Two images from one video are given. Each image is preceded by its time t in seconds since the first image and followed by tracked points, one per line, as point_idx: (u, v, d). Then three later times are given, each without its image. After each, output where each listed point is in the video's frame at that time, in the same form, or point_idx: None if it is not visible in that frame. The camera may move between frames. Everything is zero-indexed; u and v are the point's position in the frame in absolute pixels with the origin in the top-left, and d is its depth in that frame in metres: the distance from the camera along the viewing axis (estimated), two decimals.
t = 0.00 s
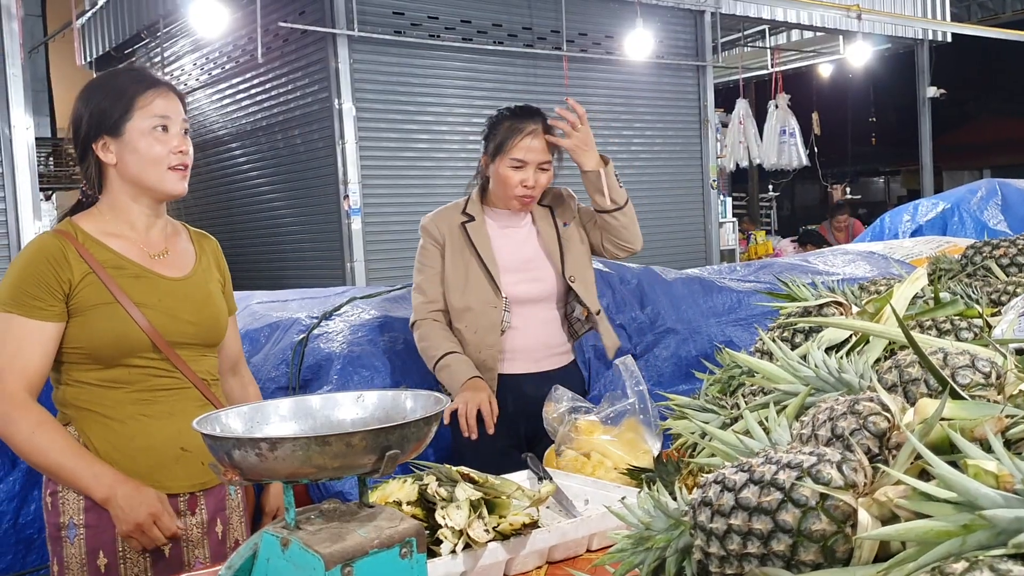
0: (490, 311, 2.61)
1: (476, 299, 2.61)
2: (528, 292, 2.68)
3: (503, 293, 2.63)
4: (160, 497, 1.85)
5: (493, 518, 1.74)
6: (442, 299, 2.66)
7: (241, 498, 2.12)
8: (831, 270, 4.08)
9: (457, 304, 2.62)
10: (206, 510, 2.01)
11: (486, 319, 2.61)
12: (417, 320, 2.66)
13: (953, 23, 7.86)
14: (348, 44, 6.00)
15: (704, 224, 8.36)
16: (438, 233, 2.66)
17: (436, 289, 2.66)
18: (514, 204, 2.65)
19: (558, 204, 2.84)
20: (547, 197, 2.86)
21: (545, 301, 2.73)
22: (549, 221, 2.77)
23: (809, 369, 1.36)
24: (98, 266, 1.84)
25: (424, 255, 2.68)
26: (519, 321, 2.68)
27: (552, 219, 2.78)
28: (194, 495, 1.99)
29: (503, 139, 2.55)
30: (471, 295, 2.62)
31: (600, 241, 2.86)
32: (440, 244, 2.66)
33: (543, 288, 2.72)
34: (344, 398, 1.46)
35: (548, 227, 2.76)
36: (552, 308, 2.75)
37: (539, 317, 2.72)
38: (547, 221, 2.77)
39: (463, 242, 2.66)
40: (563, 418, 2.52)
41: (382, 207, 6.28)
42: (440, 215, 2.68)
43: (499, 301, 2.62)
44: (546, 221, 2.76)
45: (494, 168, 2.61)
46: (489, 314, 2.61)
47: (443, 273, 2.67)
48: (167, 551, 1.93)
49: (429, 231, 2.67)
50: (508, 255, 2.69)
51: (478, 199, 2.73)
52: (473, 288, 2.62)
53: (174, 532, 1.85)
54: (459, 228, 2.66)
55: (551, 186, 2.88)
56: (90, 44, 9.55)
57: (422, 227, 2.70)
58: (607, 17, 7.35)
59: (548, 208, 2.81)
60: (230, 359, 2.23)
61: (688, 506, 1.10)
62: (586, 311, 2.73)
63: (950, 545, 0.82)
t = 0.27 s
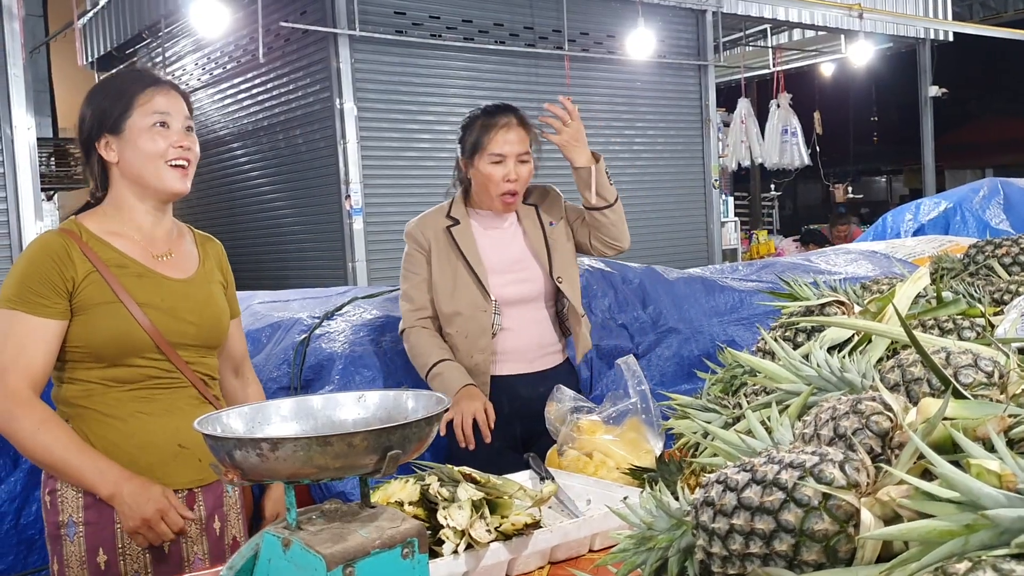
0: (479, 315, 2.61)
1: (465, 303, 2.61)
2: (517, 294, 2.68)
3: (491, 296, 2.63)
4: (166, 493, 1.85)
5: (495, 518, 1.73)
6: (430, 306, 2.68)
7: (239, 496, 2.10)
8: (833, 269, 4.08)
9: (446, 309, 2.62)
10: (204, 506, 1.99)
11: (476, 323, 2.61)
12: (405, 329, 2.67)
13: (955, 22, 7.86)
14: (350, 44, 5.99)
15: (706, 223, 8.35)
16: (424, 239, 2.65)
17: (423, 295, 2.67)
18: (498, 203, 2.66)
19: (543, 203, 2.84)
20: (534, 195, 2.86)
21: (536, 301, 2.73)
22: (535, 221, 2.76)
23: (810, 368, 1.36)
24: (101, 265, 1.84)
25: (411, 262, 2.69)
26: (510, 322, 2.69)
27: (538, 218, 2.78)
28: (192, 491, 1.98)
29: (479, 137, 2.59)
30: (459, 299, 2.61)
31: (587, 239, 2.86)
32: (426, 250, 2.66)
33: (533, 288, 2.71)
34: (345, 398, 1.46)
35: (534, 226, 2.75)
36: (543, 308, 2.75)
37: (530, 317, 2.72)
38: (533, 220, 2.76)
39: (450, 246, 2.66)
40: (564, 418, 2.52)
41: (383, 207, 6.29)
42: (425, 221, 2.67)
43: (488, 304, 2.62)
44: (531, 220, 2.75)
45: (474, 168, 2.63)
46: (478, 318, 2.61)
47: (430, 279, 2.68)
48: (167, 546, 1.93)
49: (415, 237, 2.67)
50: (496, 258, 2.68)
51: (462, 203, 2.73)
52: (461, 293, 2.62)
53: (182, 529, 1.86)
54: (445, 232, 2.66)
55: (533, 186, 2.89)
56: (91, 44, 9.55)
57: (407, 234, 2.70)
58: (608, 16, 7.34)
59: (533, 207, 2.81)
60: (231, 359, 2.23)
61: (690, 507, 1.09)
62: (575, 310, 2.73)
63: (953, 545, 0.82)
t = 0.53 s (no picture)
0: (473, 317, 2.61)
1: (458, 305, 2.61)
2: (510, 291, 2.68)
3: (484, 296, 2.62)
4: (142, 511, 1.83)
5: (499, 517, 1.73)
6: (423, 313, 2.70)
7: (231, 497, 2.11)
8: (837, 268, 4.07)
9: (440, 314, 2.63)
10: (194, 510, 1.99)
11: (471, 325, 2.61)
12: (400, 337, 2.68)
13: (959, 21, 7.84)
14: (353, 44, 5.99)
15: (709, 223, 8.34)
16: (413, 246, 2.67)
17: (416, 303, 2.70)
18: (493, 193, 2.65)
19: (527, 197, 2.84)
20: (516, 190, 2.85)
21: (529, 297, 2.72)
22: (522, 216, 2.76)
23: (816, 367, 1.36)
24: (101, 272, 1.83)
25: (402, 270, 2.71)
26: (507, 321, 2.68)
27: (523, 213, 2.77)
28: (181, 498, 1.97)
29: (466, 130, 2.61)
30: (452, 302, 2.62)
31: (575, 224, 2.85)
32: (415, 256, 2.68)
33: (525, 285, 2.71)
34: (350, 397, 1.46)
35: (521, 221, 2.75)
36: (538, 303, 2.74)
37: (526, 314, 2.71)
38: (520, 216, 2.76)
39: (439, 250, 2.67)
40: (568, 417, 2.52)
41: (387, 206, 6.29)
42: (413, 227, 2.69)
43: (481, 304, 2.62)
44: (517, 215, 2.75)
45: (466, 163, 2.62)
46: (473, 319, 2.60)
47: (421, 285, 2.70)
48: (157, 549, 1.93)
49: (404, 244, 2.69)
50: (486, 257, 2.68)
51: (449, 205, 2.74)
52: (454, 295, 2.62)
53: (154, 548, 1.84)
54: (433, 236, 2.67)
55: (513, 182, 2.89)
56: (95, 44, 9.55)
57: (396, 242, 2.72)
58: (611, 15, 7.34)
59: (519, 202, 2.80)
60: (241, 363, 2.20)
61: (696, 506, 1.09)
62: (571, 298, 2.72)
63: (960, 544, 0.82)
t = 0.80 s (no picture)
0: (461, 317, 2.61)
1: (445, 307, 2.62)
2: (496, 290, 2.68)
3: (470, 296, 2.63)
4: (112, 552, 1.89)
5: (502, 517, 1.73)
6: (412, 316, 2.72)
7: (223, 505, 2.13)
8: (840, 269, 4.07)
9: (428, 317, 2.64)
10: (184, 521, 2.03)
11: (458, 325, 2.61)
12: (390, 341, 2.71)
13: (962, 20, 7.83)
14: (355, 44, 5.99)
15: (712, 223, 8.33)
16: (400, 251, 2.69)
17: (405, 307, 2.72)
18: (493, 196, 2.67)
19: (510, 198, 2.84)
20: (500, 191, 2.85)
21: (517, 296, 2.72)
22: (506, 214, 2.76)
23: (819, 367, 1.36)
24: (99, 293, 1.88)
25: (390, 275, 2.73)
26: (495, 321, 2.67)
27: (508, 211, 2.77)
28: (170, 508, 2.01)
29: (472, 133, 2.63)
30: (440, 304, 2.63)
31: (556, 220, 2.81)
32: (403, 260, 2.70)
33: (512, 283, 2.71)
34: (354, 397, 1.46)
35: (505, 219, 2.75)
36: (527, 302, 2.74)
37: (515, 312, 2.71)
38: (504, 214, 2.76)
39: (425, 254, 2.69)
40: (571, 418, 2.52)
41: (390, 206, 6.30)
42: (402, 231, 2.71)
43: (468, 305, 2.63)
44: (502, 214, 2.75)
45: (468, 164, 2.62)
46: (461, 319, 2.61)
47: (410, 288, 2.72)
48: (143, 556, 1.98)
49: (392, 249, 2.71)
50: (472, 257, 2.69)
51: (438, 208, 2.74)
52: (441, 298, 2.64)
53: None
54: (420, 239, 2.68)
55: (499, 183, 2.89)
56: (99, 45, 9.56)
57: (385, 247, 2.74)
58: (613, 15, 7.34)
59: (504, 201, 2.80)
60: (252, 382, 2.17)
61: (699, 506, 1.10)
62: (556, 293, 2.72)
63: (963, 545, 0.82)
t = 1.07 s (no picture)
0: (449, 316, 2.61)
1: (433, 305, 2.62)
2: (486, 289, 2.69)
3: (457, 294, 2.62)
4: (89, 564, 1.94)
5: (504, 516, 1.73)
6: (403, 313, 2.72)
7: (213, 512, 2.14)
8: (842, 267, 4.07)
9: (417, 314, 2.64)
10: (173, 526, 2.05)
11: (446, 324, 2.61)
12: (380, 337, 2.71)
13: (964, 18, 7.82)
14: (357, 44, 5.99)
15: (714, 222, 8.32)
16: (393, 247, 2.70)
17: (395, 304, 2.72)
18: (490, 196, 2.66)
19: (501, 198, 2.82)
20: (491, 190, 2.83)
21: (506, 295, 2.72)
22: (498, 213, 2.75)
23: (821, 366, 1.36)
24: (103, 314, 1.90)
25: (382, 271, 2.73)
26: (483, 320, 2.69)
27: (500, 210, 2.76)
28: (161, 517, 2.04)
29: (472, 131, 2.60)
30: (429, 302, 2.63)
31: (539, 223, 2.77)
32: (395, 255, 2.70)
33: (501, 283, 2.71)
34: (355, 397, 1.46)
35: (496, 218, 2.75)
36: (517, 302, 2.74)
37: (504, 312, 2.72)
38: (496, 213, 2.75)
39: (416, 250, 2.68)
40: (573, 417, 2.52)
41: (391, 206, 6.30)
42: (396, 227, 2.71)
43: (456, 303, 2.63)
44: (494, 213, 2.75)
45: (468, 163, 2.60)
46: (449, 317, 2.61)
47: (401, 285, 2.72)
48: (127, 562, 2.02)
49: (385, 245, 2.72)
50: (462, 256, 2.69)
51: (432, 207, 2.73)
52: (430, 296, 2.63)
53: None
54: (412, 236, 2.68)
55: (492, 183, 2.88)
56: (100, 45, 9.56)
57: (379, 243, 2.75)
58: (615, 14, 7.33)
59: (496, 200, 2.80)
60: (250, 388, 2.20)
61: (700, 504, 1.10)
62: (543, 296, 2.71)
63: (966, 543, 0.81)
